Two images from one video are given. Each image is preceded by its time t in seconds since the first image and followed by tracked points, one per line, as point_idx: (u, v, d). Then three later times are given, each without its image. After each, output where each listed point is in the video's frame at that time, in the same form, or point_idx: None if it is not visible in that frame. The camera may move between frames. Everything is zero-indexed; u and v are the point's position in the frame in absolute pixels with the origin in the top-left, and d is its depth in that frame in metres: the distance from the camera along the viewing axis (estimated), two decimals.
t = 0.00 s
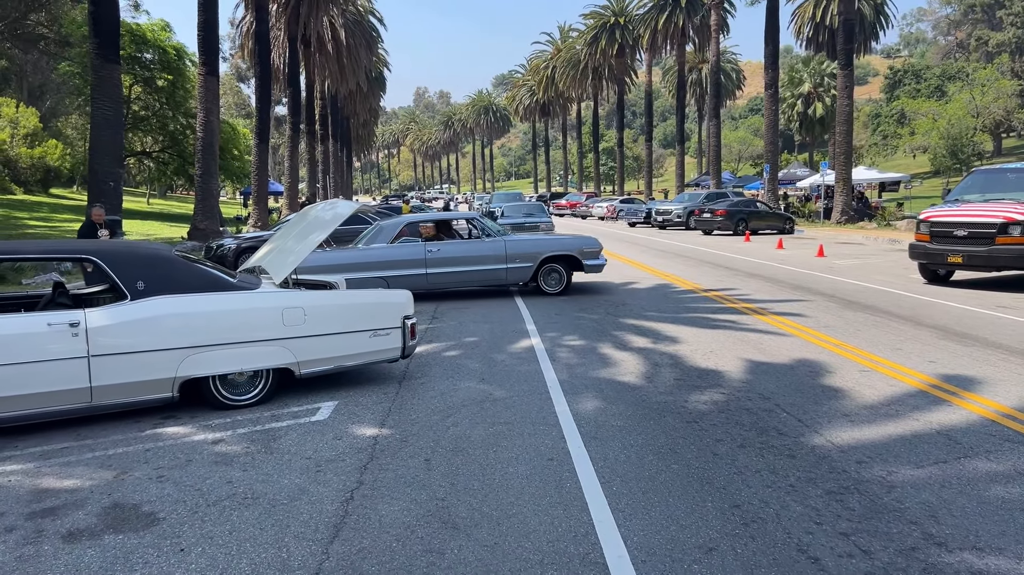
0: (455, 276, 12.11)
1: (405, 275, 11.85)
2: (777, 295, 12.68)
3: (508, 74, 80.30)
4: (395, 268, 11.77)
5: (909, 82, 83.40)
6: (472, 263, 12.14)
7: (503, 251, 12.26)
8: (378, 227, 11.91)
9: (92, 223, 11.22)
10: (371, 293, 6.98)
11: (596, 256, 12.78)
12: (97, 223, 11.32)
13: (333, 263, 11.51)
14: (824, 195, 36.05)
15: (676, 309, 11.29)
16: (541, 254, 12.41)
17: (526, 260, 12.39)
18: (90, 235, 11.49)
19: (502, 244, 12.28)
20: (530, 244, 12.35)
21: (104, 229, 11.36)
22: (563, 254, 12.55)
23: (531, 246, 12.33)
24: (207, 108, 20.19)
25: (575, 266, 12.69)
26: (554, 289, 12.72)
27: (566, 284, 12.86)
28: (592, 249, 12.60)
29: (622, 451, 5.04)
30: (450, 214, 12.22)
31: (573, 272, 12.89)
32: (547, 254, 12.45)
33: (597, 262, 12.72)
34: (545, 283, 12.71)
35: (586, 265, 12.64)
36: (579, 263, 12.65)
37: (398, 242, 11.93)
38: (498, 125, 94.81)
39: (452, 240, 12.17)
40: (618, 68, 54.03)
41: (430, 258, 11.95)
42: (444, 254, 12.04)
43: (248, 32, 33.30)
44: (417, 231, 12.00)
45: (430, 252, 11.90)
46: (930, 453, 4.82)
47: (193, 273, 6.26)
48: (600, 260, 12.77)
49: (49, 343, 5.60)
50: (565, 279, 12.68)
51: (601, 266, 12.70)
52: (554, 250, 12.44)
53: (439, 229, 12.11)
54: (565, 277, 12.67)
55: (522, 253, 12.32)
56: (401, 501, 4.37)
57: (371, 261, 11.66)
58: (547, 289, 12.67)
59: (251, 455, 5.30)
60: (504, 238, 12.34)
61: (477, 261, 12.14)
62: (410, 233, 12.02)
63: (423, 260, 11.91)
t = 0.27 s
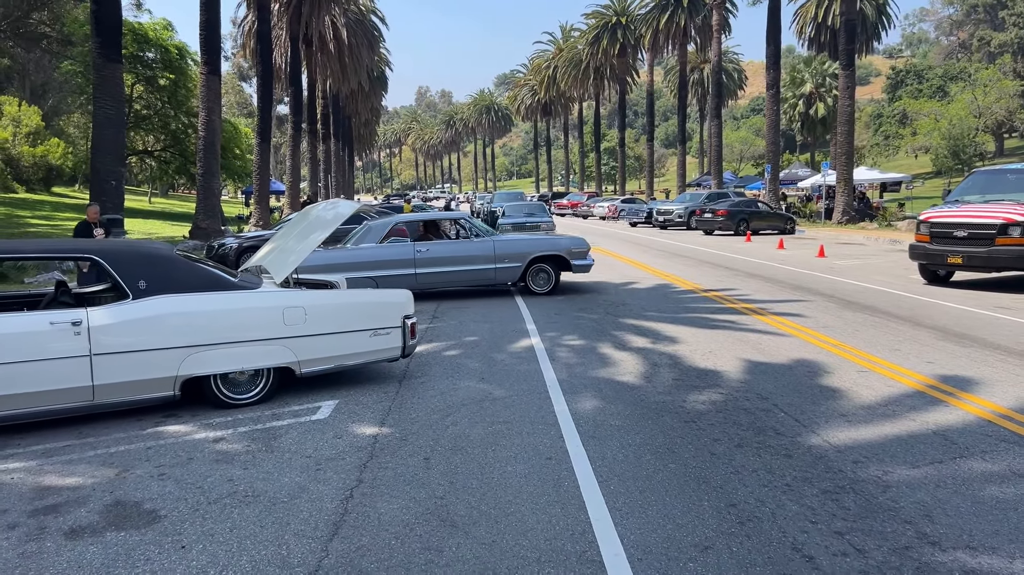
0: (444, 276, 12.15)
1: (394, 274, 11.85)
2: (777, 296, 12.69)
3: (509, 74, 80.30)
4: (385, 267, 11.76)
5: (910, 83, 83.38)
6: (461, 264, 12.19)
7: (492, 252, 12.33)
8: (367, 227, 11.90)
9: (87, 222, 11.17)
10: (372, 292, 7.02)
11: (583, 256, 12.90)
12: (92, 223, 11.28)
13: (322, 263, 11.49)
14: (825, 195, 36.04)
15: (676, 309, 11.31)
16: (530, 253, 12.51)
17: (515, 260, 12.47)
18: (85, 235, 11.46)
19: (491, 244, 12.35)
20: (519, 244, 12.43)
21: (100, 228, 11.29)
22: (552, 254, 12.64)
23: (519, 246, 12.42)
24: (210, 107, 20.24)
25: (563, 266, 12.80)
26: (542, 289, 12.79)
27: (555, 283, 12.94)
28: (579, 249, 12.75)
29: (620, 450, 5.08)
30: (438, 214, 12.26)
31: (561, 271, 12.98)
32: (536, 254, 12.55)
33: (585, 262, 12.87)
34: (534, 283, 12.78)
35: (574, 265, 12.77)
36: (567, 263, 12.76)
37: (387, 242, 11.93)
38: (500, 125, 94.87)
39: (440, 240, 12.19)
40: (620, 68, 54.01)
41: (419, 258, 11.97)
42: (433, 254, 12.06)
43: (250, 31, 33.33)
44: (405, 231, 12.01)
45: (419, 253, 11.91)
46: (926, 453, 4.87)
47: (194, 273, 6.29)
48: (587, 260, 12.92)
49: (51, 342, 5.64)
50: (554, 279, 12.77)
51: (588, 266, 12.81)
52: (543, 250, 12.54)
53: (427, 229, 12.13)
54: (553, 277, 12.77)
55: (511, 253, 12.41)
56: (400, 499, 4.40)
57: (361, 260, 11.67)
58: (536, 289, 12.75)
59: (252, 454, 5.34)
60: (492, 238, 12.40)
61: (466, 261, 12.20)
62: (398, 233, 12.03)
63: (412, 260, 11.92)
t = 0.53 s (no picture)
0: (434, 275, 12.18)
1: (385, 274, 11.87)
2: (776, 295, 12.72)
3: (510, 72, 80.27)
4: (375, 267, 11.77)
5: (912, 82, 83.33)
6: (451, 263, 12.24)
7: (482, 251, 12.39)
8: (356, 226, 11.87)
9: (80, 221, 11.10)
10: (372, 291, 7.05)
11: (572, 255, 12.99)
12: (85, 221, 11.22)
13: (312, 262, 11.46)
14: (825, 194, 36.05)
15: (675, 308, 11.33)
16: (521, 252, 12.57)
17: (505, 259, 12.54)
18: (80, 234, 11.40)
19: (481, 243, 12.41)
20: (509, 243, 12.50)
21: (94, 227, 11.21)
22: (542, 254, 12.72)
23: (510, 245, 12.49)
24: (211, 106, 20.26)
25: (552, 265, 12.89)
26: (532, 288, 12.88)
27: (544, 282, 13.04)
28: (568, 248, 12.82)
29: (618, 448, 5.10)
30: (427, 213, 12.27)
31: (550, 270, 13.11)
32: (526, 253, 12.62)
33: (574, 261, 12.96)
34: (524, 282, 12.86)
35: (563, 263, 12.85)
36: (556, 262, 12.85)
37: (377, 241, 11.92)
38: (501, 124, 94.86)
39: (430, 239, 12.21)
40: (621, 67, 54.00)
41: (409, 257, 11.99)
42: (423, 253, 12.09)
43: (251, 30, 33.35)
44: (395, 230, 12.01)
45: (410, 252, 11.93)
46: (921, 451, 4.91)
47: (195, 271, 6.31)
48: (576, 258, 13.00)
49: (53, 339, 5.68)
50: (543, 278, 12.86)
51: (577, 265, 12.90)
52: (533, 249, 12.61)
53: (416, 228, 12.13)
54: (543, 276, 12.87)
55: (501, 252, 12.48)
56: (399, 496, 4.43)
57: (351, 260, 11.66)
58: (526, 288, 12.86)
59: (252, 451, 5.37)
60: (482, 237, 12.45)
61: (456, 261, 12.25)
62: (387, 232, 12.01)
63: (403, 259, 11.94)
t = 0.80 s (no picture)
0: (427, 275, 12.22)
1: (378, 273, 11.89)
2: (776, 295, 12.74)
3: (511, 72, 80.28)
4: (368, 266, 11.79)
5: (913, 82, 83.31)
6: (444, 262, 12.27)
7: (475, 250, 12.44)
8: (349, 225, 11.87)
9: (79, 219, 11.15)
10: (373, 290, 7.08)
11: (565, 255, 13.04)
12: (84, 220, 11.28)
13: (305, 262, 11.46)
14: (826, 194, 36.04)
15: (675, 308, 11.34)
16: (513, 252, 12.63)
17: (498, 258, 12.60)
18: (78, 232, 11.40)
19: (473, 243, 12.46)
20: (502, 243, 12.56)
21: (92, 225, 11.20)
22: (535, 253, 12.79)
23: (502, 245, 12.55)
24: (212, 105, 20.27)
25: (545, 265, 12.95)
26: (525, 288, 12.94)
27: (537, 281, 13.09)
28: (561, 248, 12.85)
29: (617, 447, 5.13)
30: (420, 212, 12.29)
31: (543, 269, 13.16)
32: (518, 253, 12.67)
33: (566, 261, 13.00)
34: (516, 282, 12.92)
35: (555, 263, 12.88)
36: (549, 262, 12.91)
37: (369, 241, 11.94)
38: (502, 123, 94.84)
39: (422, 238, 12.23)
40: (622, 66, 54.00)
41: (402, 257, 12.02)
42: (416, 253, 12.11)
43: (252, 29, 33.38)
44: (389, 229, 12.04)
45: (403, 252, 11.96)
46: (919, 451, 4.93)
47: (197, 270, 6.34)
48: (568, 258, 13.03)
49: (55, 338, 5.70)
50: (536, 278, 12.92)
51: (570, 265, 12.95)
52: (526, 249, 12.67)
53: (409, 228, 12.15)
54: (536, 276, 12.91)
55: (493, 252, 12.55)
56: (399, 495, 4.46)
57: (345, 260, 11.70)
58: (519, 287, 12.90)
59: (253, 449, 5.40)
60: (475, 237, 12.50)
61: (449, 260, 12.29)
62: (381, 231, 12.03)
63: (395, 259, 11.97)
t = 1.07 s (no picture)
0: (420, 273, 12.20)
1: (372, 272, 11.86)
2: (777, 294, 12.75)
3: (512, 70, 80.27)
4: (361, 265, 11.77)
5: (914, 80, 83.30)
6: (437, 261, 12.27)
7: (469, 249, 12.46)
8: (342, 223, 11.88)
9: (78, 217, 11.24)
10: (374, 289, 7.10)
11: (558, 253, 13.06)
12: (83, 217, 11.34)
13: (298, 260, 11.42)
14: (827, 193, 36.02)
15: (675, 307, 11.35)
16: (506, 251, 12.66)
17: (491, 257, 12.63)
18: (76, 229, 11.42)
19: (467, 241, 12.47)
20: (495, 241, 12.59)
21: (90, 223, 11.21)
22: (528, 252, 12.82)
23: (496, 243, 12.58)
24: (213, 103, 20.27)
25: (538, 263, 12.98)
26: (519, 286, 12.98)
27: (531, 280, 13.12)
28: (554, 246, 12.89)
29: (617, 445, 5.15)
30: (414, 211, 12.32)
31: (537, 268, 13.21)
32: (512, 252, 12.70)
33: (560, 259, 13.03)
34: (510, 280, 12.96)
35: (549, 262, 12.92)
36: (542, 260, 12.94)
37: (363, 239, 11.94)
38: (503, 121, 94.84)
39: (416, 236, 12.21)
40: (623, 65, 53.99)
41: (396, 255, 11.99)
42: (410, 251, 12.09)
43: (253, 27, 33.39)
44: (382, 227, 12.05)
45: (396, 250, 11.94)
46: (918, 449, 4.95)
47: (198, 268, 6.37)
48: (562, 257, 13.07)
49: (57, 335, 5.73)
50: (530, 276, 12.97)
51: (563, 264, 12.98)
52: (520, 247, 12.71)
53: (402, 226, 12.15)
54: (530, 274, 12.96)
55: (487, 250, 12.56)
56: (399, 492, 4.49)
57: (338, 259, 11.71)
58: (513, 285, 12.95)
59: (254, 446, 5.42)
60: (468, 235, 12.52)
61: (443, 259, 12.29)
62: (374, 229, 12.04)
63: (389, 257, 11.94)
